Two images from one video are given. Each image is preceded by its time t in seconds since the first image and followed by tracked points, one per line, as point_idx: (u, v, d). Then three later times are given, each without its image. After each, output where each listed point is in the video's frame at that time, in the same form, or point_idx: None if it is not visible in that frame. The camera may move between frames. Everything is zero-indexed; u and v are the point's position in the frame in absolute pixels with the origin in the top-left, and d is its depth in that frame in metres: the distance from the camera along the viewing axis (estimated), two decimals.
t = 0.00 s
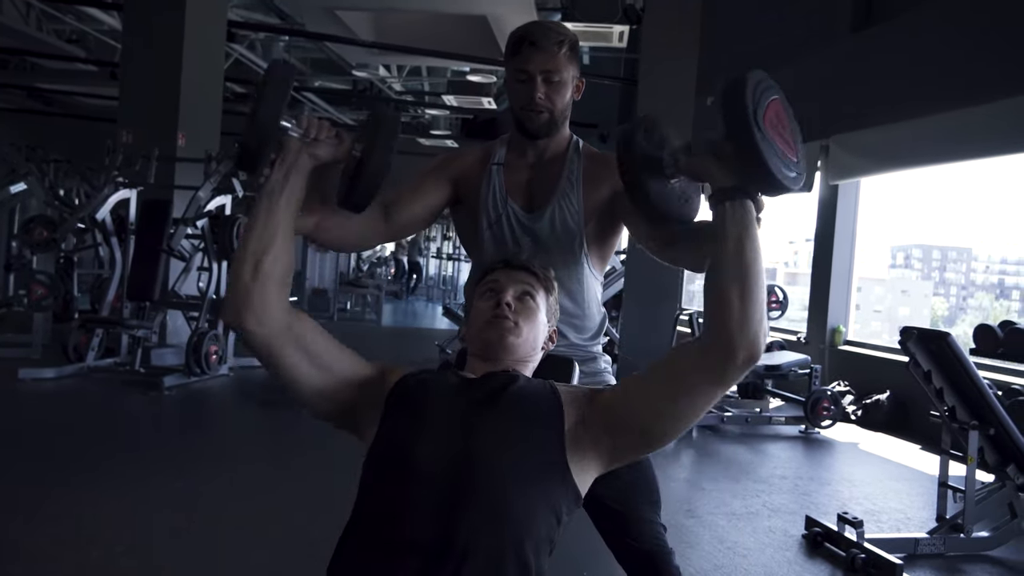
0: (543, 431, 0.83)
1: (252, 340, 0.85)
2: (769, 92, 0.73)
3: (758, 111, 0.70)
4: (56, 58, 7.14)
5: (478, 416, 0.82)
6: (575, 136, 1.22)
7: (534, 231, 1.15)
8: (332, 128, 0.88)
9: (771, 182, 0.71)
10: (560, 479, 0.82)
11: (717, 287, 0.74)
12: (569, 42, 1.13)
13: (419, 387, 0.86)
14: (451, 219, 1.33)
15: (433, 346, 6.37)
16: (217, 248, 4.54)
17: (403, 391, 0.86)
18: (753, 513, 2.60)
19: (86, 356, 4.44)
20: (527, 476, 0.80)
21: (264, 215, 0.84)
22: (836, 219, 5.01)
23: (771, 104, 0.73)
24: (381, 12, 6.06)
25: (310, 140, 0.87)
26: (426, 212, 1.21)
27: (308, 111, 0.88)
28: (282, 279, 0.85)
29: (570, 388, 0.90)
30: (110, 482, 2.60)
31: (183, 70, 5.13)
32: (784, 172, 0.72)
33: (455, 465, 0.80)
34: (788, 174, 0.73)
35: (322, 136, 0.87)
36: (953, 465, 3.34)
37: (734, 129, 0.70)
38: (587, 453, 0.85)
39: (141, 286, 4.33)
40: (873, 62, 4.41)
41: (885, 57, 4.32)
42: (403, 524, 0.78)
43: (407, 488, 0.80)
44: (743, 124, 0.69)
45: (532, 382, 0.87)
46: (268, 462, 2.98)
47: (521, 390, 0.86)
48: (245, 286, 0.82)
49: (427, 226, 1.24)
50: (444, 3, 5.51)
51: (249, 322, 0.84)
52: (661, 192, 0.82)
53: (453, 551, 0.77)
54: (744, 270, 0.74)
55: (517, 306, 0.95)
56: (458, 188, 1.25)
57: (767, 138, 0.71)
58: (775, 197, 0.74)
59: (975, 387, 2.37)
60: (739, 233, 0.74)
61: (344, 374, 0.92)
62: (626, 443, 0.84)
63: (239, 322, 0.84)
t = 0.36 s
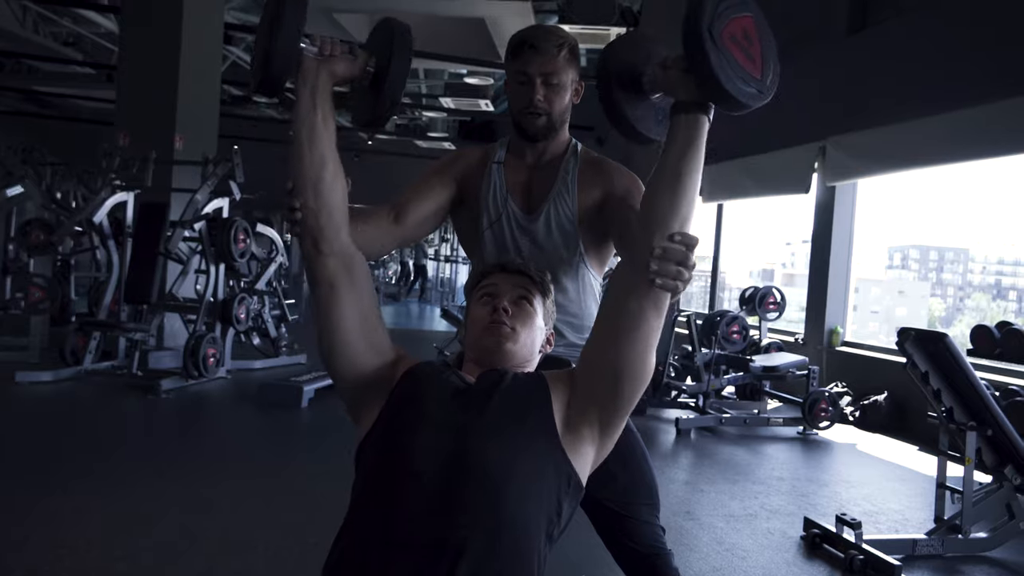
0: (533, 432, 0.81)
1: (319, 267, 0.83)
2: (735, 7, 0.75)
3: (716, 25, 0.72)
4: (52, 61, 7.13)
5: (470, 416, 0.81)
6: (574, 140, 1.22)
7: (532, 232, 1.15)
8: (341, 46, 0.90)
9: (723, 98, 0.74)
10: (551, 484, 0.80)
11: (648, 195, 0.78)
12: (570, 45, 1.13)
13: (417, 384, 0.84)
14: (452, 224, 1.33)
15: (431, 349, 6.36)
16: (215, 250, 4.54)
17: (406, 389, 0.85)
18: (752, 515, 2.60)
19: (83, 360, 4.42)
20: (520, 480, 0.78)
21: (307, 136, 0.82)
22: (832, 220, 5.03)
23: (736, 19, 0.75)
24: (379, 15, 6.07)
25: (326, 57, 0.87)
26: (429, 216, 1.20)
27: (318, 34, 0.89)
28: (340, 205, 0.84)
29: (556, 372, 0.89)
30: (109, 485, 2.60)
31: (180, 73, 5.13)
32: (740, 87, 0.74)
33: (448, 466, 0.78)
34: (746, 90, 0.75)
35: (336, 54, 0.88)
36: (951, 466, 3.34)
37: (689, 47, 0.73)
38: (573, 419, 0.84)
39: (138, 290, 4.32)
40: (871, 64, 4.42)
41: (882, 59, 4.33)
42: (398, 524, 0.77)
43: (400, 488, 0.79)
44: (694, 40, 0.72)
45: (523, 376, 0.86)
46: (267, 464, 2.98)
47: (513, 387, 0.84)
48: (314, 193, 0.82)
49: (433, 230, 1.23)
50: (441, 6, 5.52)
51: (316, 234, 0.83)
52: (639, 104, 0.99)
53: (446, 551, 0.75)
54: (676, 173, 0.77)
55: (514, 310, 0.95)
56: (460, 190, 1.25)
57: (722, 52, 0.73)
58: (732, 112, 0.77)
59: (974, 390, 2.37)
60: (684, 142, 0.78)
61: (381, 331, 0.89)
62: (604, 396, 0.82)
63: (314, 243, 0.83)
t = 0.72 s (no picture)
0: (535, 435, 0.81)
1: (330, 268, 0.83)
2: None
3: (708, 14, 0.73)
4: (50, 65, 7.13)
5: (472, 422, 0.81)
6: (570, 145, 1.23)
7: (530, 237, 1.15)
8: (333, 40, 0.90)
9: (719, 90, 0.74)
10: (553, 487, 0.80)
11: (640, 192, 0.78)
12: (563, 51, 1.13)
13: (419, 391, 0.85)
14: (450, 228, 1.33)
15: (430, 352, 6.35)
16: (215, 254, 4.55)
17: (408, 394, 0.85)
18: (752, 517, 2.60)
19: (83, 365, 4.42)
20: (523, 484, 0.78)
21: (308, 136, 0.82)
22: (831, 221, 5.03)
23: (730, 9, 0.75)
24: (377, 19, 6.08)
25: (317, 52, 0.87)
26: (427, 221, 1.22)
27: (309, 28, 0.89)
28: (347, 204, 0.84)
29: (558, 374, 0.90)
30: (109, 490, 2.60)
31: (179, 78, 5.13)
32: (736, 79, 0.75)
33: (450, 470, 0.78)
34: (742, 82, 0.75)
35: (325, 49, 0.88)
36: (951, 467, 3.34)
37: (680, 34, 0.73)
38: (572, 420, 0.84)
39: (138, 295, 4.31)
40: (868, 65, 4.43)
41: (879, 60, 4.35)
42: (402, 528, 0.77)
43: (404, 494, 0.79)
44: (685, 27, 0.73)
45: (523, 381, 0.86)
46: (267, 468, 2.98)
47: (515, 392, 0.85)
48: (322, 194, 0.81)
49: (430, 235, 1.24)
50: (439, 9, 5.53)
51: (324, 234, 0.83)
52: (633, 97, 1.00)
53: (449, 557, 0.75)
54: (667, 168, 0.78)
55: (515, 317, 0.96)
56: (458, 194, 1.26)
57: (714, 42, 0.73)
58: (728, 106, 0.77)
59: (973, 391, 2.38)
60: (678, 135, 0.78)
61: (387, 336, 0.89)
62: (602, 397, 0.83)
63: (325, 244, 0.83)
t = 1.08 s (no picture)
0: (536, 447, 0.83)
1: (330, 285, 0.86)
2: (716, 8, 0.77)
3: (697, 24, 0.75)
4: (49, 72, 7.14)
5: (474, 434, 0.83)
6: (568, 154, 1.24)
7: (530, 247, 1.17)
8: (333, 55, 0.91)
9: (708, 101, 0.76)
10: (555, 499, 0.82)
11: (633, 204, 0.80)
12: (562, 62, 1.15)
13: (420, 404, 0.86)
14: (448, 237, 1.34)
15: (429, 358, 6.35)
16: (214, 261, 4.56)
17: (410, 407, 0.87)
18: (751, 522, 2.62)
19: (83, 372, 4.43)
20: (525, 495, 0.80)
21: (307, 156, 0.84)
22: (828, 225, 5.05)
23: (718, 19, 0.77)
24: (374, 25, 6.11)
25: (316, 71, 0.88)
26: (426, 231, 1.23)
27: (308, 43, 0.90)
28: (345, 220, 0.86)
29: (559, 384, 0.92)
30: (111, 498, 2.61)
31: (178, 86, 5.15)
32: (725, 88, 0.76)
33: (454, 482, 0.80)
34: (731, 92, 0.77)
35: (324, 66, 0.90)
36: (949, 471, 3.36)
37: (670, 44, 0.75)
38: (570, 432, 0.86)
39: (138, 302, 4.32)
40: (863, 71, 4.47)
41: (875, 65, 4.37)
42: (406, 540, 0.79)
43: (408, 506, 0.80)
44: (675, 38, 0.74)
45: (523, 393, 0.88)
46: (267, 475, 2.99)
47: (516, 404, 0.86)
48: (321, 213, 0.84)
49: (428, 244, 1.26)
50: (436, 15, 5.55)
51: (322, 250, 0.85)
52: (622, 106, 1.01)
53: (454, 568, 0.77)
54: (659, 179, 0.79)
55: (515, 329, 0.97)
56: (457, 204, 1.27)
57: (704, 52, 0.75)
58: (718, 115, 0.79)
59: (970, 396, 2.39)
60: (669, 146, 0.80)
61: (386, 351, 0.91)
62: (600, 409, 0.84)
63: (324, 262, 0.85)
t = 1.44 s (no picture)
0: (546, 461, 0.84)
1: (335, 307, 0.87)
2: (728, 38, 0.81)
3: (711, 54, 0.78)
4: (48, 91, 7.18)
5: (486, 449, 0.84)
6: (572, 170, 1.27)
7: (536, 264, 1.19)
8: (347, 84, 0.94)
9: (724, 128, 0.79)
10: (566, 513, 0.83)
11: (646, 228, 0.83)
12: (565, 80, 1.17)
13: (431, 420, 0.88)
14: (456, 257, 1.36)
15: (429, 371, 6.35)
16: (214, 276, 4.57)
17: (421, 422, 0.88)
18: (753, 534, 2.62)
19: (84, 389, 4.44)
20: (536, 509, 0.81)
21: (318, 179, 0.86)
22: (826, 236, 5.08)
23: (729, 49, 0.80)
24: (372, 42, 6.17)
25: (330, 98, 0.91)
26: (435, 255, 1.25)
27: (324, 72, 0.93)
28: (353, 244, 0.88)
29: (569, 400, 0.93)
30: (114, 515, 2.61)
31: (178, 103, 5.19)
32: (738, 116, 0.80)
33: (467, 497, 0.81)
34: (744, 119, 0.80)
35: (339, 94, 0.92)
36: (950, 481, 3.37)
37: (684, 72, 0.78)
38: (579, 450, 0.87)
39: (138, 319, 4.33)
40: (858, 84, 4.51)
41: (869, 79, 4.42)
42: (420, 555, 0.80)
43: (421, 520, 0.82)
44: (691, 66, 0.77)
45: (533, 408, 0.89)
46: (269, 490, 2.99)
47: (526, 418, 0.88)
48: (331, 237, 0.86)
49: (437, 266, 1.28)
50: (434, 32, 5.60)
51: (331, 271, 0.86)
52: (631, 130, 1.02)
53: None
54: (672, 205, 0.82)
55: (522, 348, 0.99)
56: (464, 224, 1.29)
57: (717, 80, 0.78)
58: (730, 142, 0.81)
59: (969, 406, 2.41)
60: (682, 170, 0.83)
61: (393, 371, 0.92)
62: (609, 428, 0.86)
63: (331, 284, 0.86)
